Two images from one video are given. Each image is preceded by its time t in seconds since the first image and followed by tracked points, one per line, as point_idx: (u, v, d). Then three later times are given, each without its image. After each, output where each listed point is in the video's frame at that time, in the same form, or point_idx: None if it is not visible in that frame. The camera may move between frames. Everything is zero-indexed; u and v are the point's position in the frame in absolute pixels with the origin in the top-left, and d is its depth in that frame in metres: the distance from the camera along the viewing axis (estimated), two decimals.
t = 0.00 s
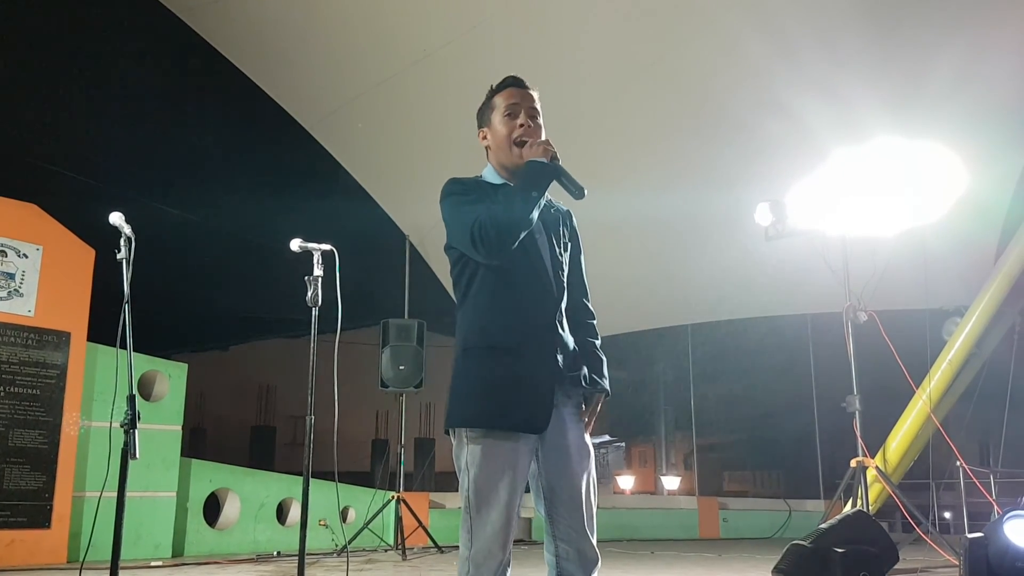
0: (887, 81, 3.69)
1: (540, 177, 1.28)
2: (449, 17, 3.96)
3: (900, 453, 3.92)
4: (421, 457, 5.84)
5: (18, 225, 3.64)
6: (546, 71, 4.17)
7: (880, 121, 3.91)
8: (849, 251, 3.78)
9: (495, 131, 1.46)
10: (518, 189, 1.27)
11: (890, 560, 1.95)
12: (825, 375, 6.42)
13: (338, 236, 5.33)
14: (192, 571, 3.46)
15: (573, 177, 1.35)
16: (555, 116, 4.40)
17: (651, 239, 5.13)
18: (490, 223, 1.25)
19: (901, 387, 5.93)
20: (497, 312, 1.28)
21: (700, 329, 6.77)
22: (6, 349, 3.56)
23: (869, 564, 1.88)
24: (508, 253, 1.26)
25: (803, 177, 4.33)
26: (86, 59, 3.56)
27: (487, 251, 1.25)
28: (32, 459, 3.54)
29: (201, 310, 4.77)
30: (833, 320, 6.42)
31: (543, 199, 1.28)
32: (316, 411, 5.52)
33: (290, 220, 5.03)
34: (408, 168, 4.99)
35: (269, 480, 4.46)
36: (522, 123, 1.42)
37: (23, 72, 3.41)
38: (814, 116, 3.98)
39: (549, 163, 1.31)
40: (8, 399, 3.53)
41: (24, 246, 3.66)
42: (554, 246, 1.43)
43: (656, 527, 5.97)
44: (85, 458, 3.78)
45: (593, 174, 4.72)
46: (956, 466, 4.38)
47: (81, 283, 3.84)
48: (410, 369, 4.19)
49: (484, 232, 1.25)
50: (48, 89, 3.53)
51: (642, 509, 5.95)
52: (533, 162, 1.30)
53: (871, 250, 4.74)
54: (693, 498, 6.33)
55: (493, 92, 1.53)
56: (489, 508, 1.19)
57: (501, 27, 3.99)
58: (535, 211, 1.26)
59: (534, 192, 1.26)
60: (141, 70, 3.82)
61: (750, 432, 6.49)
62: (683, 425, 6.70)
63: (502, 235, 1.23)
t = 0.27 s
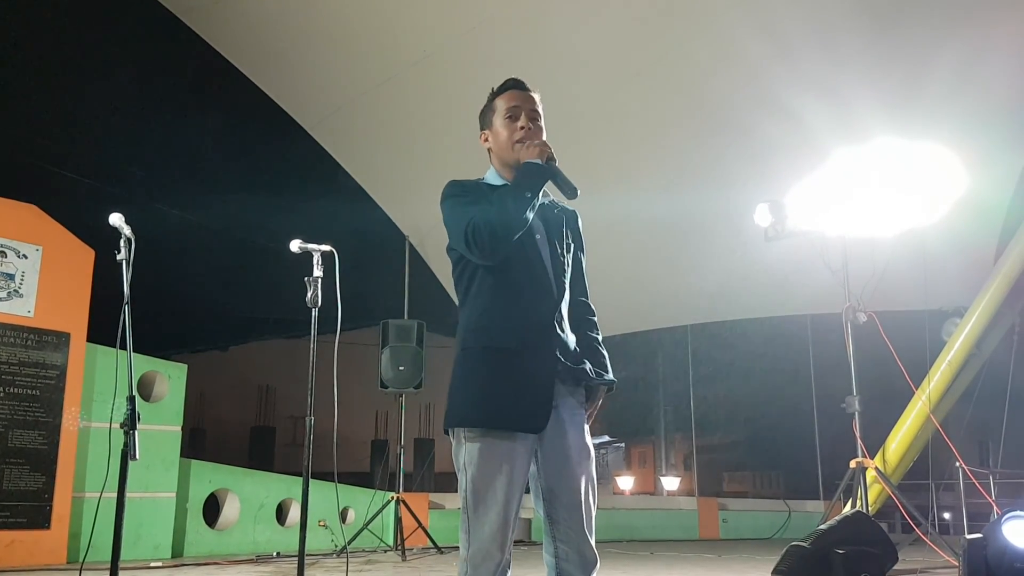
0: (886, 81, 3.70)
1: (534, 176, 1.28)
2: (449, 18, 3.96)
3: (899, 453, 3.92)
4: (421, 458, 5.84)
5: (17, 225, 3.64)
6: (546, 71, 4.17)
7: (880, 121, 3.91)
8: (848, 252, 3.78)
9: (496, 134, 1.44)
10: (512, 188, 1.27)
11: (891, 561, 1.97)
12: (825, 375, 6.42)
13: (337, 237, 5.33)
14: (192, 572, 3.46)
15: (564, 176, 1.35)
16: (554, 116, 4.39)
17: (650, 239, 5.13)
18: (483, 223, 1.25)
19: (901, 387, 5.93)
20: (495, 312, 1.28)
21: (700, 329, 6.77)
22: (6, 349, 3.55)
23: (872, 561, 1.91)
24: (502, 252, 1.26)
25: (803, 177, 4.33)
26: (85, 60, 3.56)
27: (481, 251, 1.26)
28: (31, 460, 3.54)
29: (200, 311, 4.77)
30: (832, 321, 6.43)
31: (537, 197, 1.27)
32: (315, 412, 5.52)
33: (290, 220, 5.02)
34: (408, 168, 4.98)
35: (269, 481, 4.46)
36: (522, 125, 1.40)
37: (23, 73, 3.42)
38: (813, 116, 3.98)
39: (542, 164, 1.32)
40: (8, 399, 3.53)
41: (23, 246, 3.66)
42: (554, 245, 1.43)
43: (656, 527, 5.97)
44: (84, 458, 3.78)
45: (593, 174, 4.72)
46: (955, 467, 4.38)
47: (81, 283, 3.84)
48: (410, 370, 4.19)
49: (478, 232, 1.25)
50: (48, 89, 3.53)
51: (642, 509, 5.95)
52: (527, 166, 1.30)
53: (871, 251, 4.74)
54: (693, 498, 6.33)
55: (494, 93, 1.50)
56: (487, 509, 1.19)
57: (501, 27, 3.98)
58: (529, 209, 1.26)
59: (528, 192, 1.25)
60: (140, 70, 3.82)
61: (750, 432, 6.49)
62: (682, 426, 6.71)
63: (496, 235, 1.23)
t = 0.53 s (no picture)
0: (886, 82, 3.70)
1: (535, 179, 1.28)
2: (449, 18, 3.95)
3: (899, 454, 3.91)
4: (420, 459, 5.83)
5: (17, 225, 3.63)
6: (546, 71, 4.16)
7: (879, 122, 3.91)
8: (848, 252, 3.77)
9: (500, 140, 1.45)
10: (512, 192, 1.28)
11: (889, 562, 2.00)
12: (824, 375, 6.42)
13: (337, 238, 5.33)
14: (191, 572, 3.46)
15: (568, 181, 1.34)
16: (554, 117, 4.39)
17: (650, 240, 5.13)
18: (484, 226, 1.25)
19: (899, 388, 5.94)
20: (495, 315, 1.28)
21: (699, 329, 6.78)
22: (6, 350, 3.55)
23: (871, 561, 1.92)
24: (502, 254, 1.26)
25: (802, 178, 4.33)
26: (86, 60, 3.55)
27: (480, 254, 1.26)
28: (31, 461, 3.54)
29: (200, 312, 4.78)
30: (832, 322, 6.43)
31: (537, 200, 1.28)
32: (315, 413, 5.52)
33: (289, 221, 5.02)
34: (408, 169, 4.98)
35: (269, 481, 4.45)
36: (527, 134, 1.40)
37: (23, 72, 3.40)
38: (813, 117, 3.98)
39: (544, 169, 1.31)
40: (8, 400, 3.52)
41: (24, 247, 3.65)
42: (556, 249, 1.43)
43: (655, 528, 5.97)
44: (84, 459, 3.78)
45: (592, 175, 4.72)
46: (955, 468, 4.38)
47: (80, 284, 3.84)
48: (410, 371, 4.19)
49: (477, 234, 1.25)
50: (48, 89, 3.53)
51: (642, 510, 5.95)
52: (531, 170, 1.30)
53: (870, 252, 4.74)
54: (692, 499, 6.33)
55: (498, 98, 1.50)
56: (487, 509, 1.19)
57: (502, 28, 3.98)
58: (529, 213, 1.26)
59: (529, 198, 1.26)
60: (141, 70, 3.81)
61: (749, 433, 6.49)
62: (682, 426, 6.71)
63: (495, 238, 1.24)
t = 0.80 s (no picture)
0: (884, 81, 3.70)
1: (534, 175, 1.30)
2: (448, 18, 3.95)
3: (898, 454, 3.92)
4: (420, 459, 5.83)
5: (16, 226, 3.63)
6: (546, 70, 4.16)
7: (879, 121, 3.91)
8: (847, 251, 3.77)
9: (505, 140, 1.44)
10: (512, 188, 1.30)
11: (890, 561, 1.95)
12: (824, 375, 6.43)
13: (336, 238, 5.33)
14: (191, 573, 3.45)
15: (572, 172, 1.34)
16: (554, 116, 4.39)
17: (649, 240, 5.13)
18: (482, 221, 1.27)
19: (898, 387, 5.94)
20: (495, 311, 1.28)
21: (699, 329, 6.78)
22: (5, 350, 3.55)
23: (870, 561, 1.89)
24: (501, 249, 1.28)
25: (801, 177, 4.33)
26: (85, 60, 3.55)
27: (479, 248, 1.28)
28: (30, 461, 3.54)
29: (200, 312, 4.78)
30: (831, 321, 6.43)
31: (537, 196, 1.30)
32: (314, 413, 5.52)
33: (288, 221, 5.02)
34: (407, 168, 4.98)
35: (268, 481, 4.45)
36: (533, 139, 1.40)
37: (22, 72, 3.40)
38: (812, 116, 3.98)
39: (544, 164, 1.33)
40: (7, 400, 3.52)
41: (23, 248, 3.65)
42: (560, 246, 1.42)
43: (655, 527, 5.97)
44: (83, 459, 3.78)
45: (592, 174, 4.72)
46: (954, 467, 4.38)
47: (79, 284, 3.84)
48: (409, 371, 4.19)
49: (476, 229, 1.27)
50: (47, 89, 3.52)
51: (642, 510, 5.95)
52: (531, 165, 1.32)
53: (869, 251, 4.74)
54: (692, 498, 6.34)
55: (505, 97, 1.49)
56: (485, 509, 1.19)
57: (500, 27, 3.97)
58: (528, 208, 1.28)
59: (528, 190, 1.29)
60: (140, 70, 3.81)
61: (749, 432, 6.50)
62: (681, 426, 6.72)
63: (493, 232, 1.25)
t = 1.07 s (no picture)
0: (884, 82, 3.70)
1: (547, 178, 1.30)
2: (448, 17, 3.94)
3: (898, 454, 3.91)
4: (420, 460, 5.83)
5: (16, 227, 3.63)
6: (546, 70, 4.16)
7: (878, 122, 3.91)
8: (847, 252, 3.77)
9: (516, 141, 1.44)
10: (525, 189, 1.29)
11: (890, 562, 1.96)
12: (824, 375, 6.43)
13: (336, 239, 5.33)
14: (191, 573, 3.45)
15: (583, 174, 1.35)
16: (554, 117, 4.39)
17: (649, 241, 5.13)
18: (494, 221, 1.27)
19: (899, 387, 5.94)
20: (503, 312, 1.28)
21: (699, 329, 6.78)
22: (5, 351, 3.55)
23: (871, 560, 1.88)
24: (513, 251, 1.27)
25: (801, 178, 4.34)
26: (86, 61, 3.55)
27: (491, 249, 1.27)
28: (30, 461, 3.54)
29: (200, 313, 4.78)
30: (831, 322, 6.43)
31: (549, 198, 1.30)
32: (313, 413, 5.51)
33: (289, 222, 5.02)
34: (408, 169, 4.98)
35: (268, 482, 4.44)
36: (545, 139, 1.39)
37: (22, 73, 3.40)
38: (811, 116, 3.98)
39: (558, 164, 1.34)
40: (7, 401, 3.52)
41: (23, 248, 3.65)
42: (567, 250, 1.42)
43: (655, 528, 5.95)
44: (83, 460, 3.78)
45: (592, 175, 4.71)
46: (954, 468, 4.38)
47: (79, 285, 3.85)
48: (409, 371, 4.19)
49: (488, 230, 1.27)
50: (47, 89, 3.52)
51: (642, 511, 5.96)
52: (543, 166, 1.32)
53: (869, 252, 4.75)
54: (692, 499, 6.34)
55: (515, 97, 1.48)
56: (489, 509, 1.19)
57: (501, 27, 3.97)
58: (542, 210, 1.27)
59: (539, 192, 1.28)
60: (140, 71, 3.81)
61: (749, 433, 6.50)
62: (682, 427, 6.72)
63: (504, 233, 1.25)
